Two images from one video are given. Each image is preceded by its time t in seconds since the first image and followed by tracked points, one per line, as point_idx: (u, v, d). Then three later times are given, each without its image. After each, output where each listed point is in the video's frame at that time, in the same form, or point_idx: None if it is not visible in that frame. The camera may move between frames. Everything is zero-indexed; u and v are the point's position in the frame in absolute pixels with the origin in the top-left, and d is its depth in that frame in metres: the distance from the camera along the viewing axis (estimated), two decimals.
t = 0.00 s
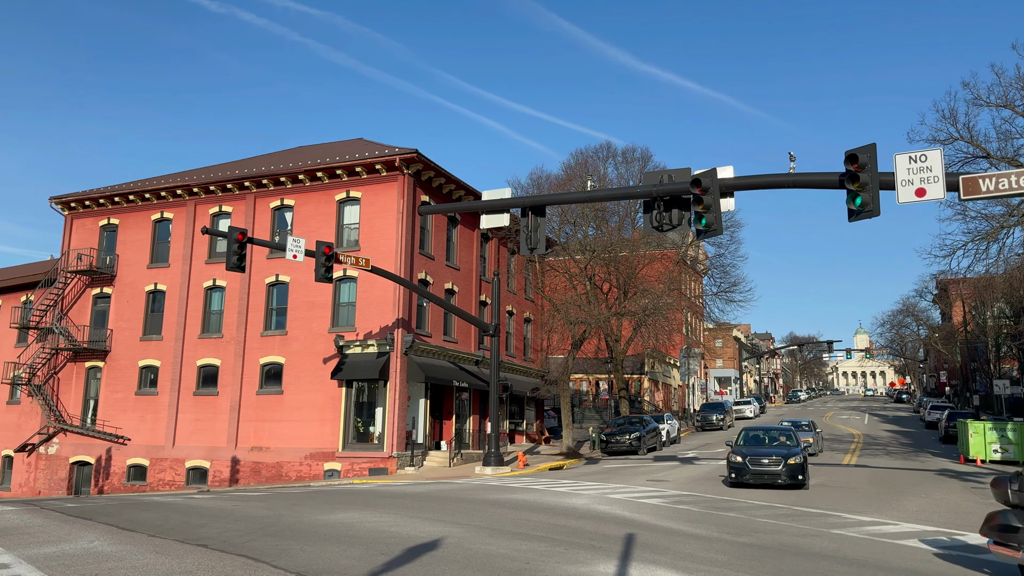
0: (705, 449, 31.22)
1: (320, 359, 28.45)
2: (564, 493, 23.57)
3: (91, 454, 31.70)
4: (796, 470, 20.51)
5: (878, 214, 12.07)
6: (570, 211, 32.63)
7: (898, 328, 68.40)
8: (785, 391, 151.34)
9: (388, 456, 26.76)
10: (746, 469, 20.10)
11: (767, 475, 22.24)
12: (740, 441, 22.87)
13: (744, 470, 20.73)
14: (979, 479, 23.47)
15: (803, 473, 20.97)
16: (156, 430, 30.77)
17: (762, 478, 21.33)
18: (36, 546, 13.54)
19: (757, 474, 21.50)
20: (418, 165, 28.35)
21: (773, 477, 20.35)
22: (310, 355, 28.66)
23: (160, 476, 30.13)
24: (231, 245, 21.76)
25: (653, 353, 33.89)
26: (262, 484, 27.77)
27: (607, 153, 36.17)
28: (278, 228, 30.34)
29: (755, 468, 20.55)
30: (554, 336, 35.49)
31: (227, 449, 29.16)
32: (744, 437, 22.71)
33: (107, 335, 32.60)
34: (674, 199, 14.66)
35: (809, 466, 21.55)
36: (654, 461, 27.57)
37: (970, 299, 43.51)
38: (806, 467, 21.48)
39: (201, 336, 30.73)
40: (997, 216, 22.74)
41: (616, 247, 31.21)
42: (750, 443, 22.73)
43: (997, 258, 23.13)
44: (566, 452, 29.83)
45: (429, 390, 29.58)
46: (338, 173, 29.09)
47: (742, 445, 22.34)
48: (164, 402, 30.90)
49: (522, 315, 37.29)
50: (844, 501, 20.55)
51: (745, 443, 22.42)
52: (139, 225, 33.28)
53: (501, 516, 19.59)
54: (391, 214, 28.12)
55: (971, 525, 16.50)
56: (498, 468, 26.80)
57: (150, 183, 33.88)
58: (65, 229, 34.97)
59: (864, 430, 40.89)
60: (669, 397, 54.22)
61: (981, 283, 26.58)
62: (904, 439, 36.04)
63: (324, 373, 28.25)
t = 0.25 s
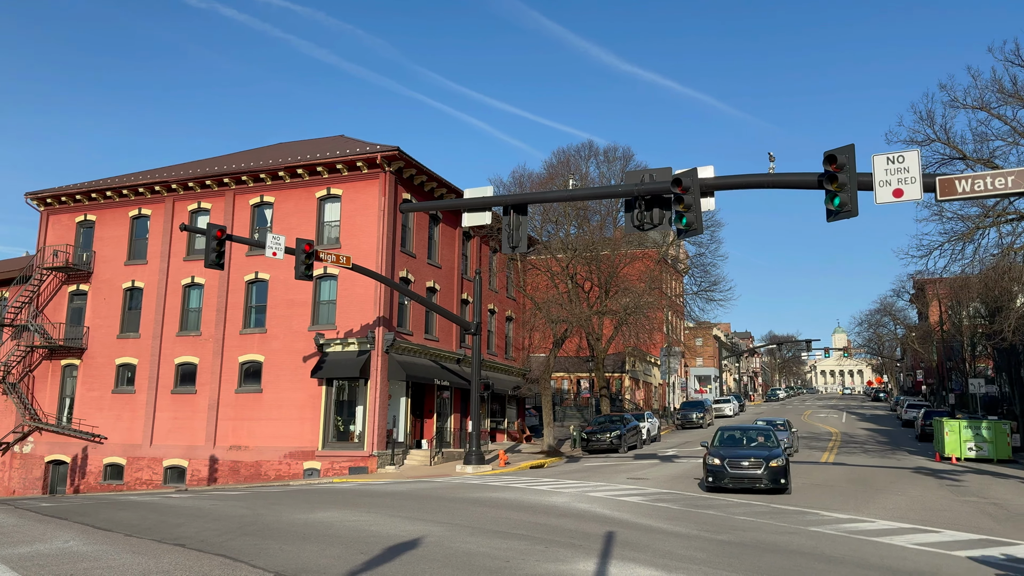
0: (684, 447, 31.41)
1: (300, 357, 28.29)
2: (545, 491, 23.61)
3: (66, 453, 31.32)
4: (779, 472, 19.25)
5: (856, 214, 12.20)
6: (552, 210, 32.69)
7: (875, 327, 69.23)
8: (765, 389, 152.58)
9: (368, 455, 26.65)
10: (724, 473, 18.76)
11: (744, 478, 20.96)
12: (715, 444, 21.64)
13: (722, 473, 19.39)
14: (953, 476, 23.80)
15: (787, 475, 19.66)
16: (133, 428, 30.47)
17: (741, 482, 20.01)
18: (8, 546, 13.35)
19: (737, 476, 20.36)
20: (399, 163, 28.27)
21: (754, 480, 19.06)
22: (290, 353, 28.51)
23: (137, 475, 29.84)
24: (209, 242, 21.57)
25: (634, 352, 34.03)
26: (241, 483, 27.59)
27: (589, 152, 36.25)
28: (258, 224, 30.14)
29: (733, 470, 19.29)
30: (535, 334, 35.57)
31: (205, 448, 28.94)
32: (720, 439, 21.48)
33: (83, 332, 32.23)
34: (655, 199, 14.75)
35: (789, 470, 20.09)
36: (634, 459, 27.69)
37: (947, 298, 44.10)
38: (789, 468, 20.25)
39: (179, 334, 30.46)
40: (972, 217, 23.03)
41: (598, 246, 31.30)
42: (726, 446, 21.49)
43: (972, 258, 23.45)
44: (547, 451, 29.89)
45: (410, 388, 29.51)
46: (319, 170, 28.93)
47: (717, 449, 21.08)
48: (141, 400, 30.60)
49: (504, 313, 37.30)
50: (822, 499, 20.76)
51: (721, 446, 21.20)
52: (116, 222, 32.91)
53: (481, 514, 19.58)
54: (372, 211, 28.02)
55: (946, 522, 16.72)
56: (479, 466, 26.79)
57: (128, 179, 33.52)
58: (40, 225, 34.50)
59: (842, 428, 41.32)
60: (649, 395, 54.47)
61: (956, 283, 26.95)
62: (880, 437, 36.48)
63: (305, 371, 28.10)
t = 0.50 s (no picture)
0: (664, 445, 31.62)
1: (278, 355, 28.11)
2: (524, 490, 23.65)
3: (40, 452, 30.92)
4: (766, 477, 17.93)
5: (833, 215, 12.33)
6: (533, 209, 32.71)
7: (851, 327, 70.10)
8: (744, 388, 153.78)
9: (347, 454, 26.53)
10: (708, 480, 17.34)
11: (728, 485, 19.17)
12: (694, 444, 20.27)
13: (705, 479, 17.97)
14: (927, 474, 24.13)
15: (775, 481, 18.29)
16: (109, 427, 30.13)
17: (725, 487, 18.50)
18: None
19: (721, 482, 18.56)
20: (380, 160, 28.16)
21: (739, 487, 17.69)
22: (268, 352, 28.32)
23: (113, 475, 29.52)
24: (186, 239, 21.37)
25: (614, 351, 34.18)
26: (218, 482, 27.39)
27: (570, 151, 36.33)
28: (236, 222, 29.91)
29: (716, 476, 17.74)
30: (516, 333, 35.62)
31: (182, 447, 28.69)
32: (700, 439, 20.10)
33: (58, 330, 31.82)
34: (635, 198, 14.83)
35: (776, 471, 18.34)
36: (613, 457, 27.81)
37: (922, 298, 44.72)
38: (774, 470, 18.95)
39: (156, 332, 30.16)
40: (946, 218, 23.36)
41: (578, 245, 31.38)
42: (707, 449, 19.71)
43: (946, 258, 23.78)
44: (527, 449, 29.94)
45: (390, 387, 29.42)
46: (298, 167, 28.76)
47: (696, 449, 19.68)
48: (117, 399, 30.27)
49: (484, 312, 37.29)
50: (798, 496, 20.97)
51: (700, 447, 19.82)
52: (92, 218, 32.51)
53: (461, 513, 19.58)
54: (352, 209, 27.89)
55: (919, 520, 16.95)
56: (459, 465, 26.76)
57: (104, 175, 33.12)
58: (14, 221, 33.99)
59: (819, 426, 41.75)
60: (629, 394, 54.74)
61: (930, 284, 27.34)
62: (856, 435, 36.94)
63: (283, 370, 27.92)
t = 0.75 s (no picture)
0: (642, 444, 31.79)
1: (255, 354, 27.90)
2: (503, 489, 23.65)
3: (12, 451, 30.45)
4: (759, 483, 16.39)
5: (809, 216, 12.45)
6: (513, 208, 32.68)
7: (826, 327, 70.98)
8: (721, 387, 155.01)
9: (324, 453, 26.38)
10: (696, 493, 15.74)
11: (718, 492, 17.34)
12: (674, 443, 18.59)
13: (693, 486, 16.34)
14: (901, 472, 24.46)
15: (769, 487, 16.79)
16: (82, 426, 29.73)
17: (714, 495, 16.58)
18: None
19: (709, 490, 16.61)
20: (359, 158, 28.02)
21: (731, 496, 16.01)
22: (245, 350, 28.08)
23: (86, 474, 29.13)
24: (162, 236, 21.13)
25: (593, 350, 34.28)
26: (194, 482, 27.13)
27: (550, 151, 36.39)
28: (213, 219, 29.63)
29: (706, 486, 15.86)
30: (496, 332, 35.63)
31: (157, 446, 28.38)
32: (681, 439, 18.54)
33: (30, 328, 31.34)
34: (614, 198, 14.90)
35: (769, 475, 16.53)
36: (592, 456, 27.89)
37: (896, 299, 45.34)
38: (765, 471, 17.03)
39: (131, 330, 29.81)
40: (920, 220, 23.67)
41: (558, 245, 31.43)
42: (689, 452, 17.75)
43: (920, 260, 24.09)
44: (506, 448, 29.95)
45: (369, 386, 29.29)
46: (276, 164, 28.55)
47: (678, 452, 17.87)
48: (90, 397, 29.88)
49: (464, 311, 37.25)
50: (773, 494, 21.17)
51: (680, 448, 18.14)
52: (66, 214, 32.05)
53: (439, 512, 19.56)
54: (330, 207, 27.73)
55: (892, 517, 17.16)
56: (438, 464, 26.72)
57: (78, 171, 32.67)
58: None
59: (795, 425, 42.22)
60: (607, 392, 54.99)
61: (904, 284, 27.67)
62: (831, 434, 37.34)
63: (260, 368, 27.70)
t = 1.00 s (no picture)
0: (619, 443, 31.91)
1: (231, 353, 27.65)
2: (481, 488, 23.62)
3: None
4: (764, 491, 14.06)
5: (785, 217, 12.53)
6: (493, 208, 32.57)
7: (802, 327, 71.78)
8: (699, 387, 156.11)
9: (301, 453, 26.20)
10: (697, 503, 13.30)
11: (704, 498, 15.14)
12: (658, 446, 16.25)
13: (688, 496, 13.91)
14: (874, 471, 24.76)
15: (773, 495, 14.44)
16: (54, 425, 29.30)
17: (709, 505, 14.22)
18: None
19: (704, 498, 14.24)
20: (338, 156, 27.83)
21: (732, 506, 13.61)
22: (221, 349, 27.82)
23: (58, 474, 28.70)
24: (136, 234, 20.85)
25: (572, 349, 34.35)
26: (168, 482, 26.84)
27: (530, 151, 36.38)
28: (189, 216, 29.31)
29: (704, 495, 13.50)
30: (474, 332, 35.61)
31: (131, 446, 28.04)
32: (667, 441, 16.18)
33: (1, 325, 30.83)
34: (593, 198, 14.91)
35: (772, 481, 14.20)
36: (570, 455, 27.96)
37: (872, 300, 45.87)
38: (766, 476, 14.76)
39: (104, 328, 29.43)
40: (895, 222, 23.93)
41: (537, 244, 31.42)
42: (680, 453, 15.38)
43: (894, 261, 24.34)
44: (484, 447, 29.92)
45: (346, 385, 29.13)
46: (254, 161, 28.30)
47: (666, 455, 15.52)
48: (63, 396, 29.45)
49: (443, 310, 37.17)
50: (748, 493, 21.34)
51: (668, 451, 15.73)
52: (38, 210, 31.56)
53: (415, 512, 19.50)
54: (308, 205, 27.54)
55: (865, 516, 17.36)
56: (415, 464, 26.64)
57: (51, 166, 32.18)
58: None
59: (771, 424, 42.59)
60: (586, 392, 55.18)
61: (878, 285, 27.98)
62: (806, 433, 37.73)
63: (236, 368, 27.46)
